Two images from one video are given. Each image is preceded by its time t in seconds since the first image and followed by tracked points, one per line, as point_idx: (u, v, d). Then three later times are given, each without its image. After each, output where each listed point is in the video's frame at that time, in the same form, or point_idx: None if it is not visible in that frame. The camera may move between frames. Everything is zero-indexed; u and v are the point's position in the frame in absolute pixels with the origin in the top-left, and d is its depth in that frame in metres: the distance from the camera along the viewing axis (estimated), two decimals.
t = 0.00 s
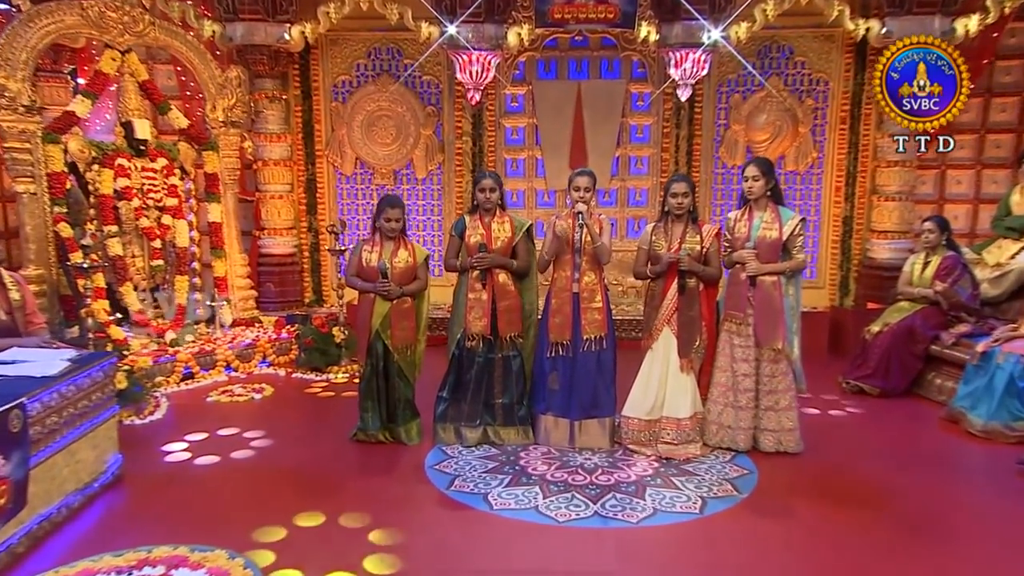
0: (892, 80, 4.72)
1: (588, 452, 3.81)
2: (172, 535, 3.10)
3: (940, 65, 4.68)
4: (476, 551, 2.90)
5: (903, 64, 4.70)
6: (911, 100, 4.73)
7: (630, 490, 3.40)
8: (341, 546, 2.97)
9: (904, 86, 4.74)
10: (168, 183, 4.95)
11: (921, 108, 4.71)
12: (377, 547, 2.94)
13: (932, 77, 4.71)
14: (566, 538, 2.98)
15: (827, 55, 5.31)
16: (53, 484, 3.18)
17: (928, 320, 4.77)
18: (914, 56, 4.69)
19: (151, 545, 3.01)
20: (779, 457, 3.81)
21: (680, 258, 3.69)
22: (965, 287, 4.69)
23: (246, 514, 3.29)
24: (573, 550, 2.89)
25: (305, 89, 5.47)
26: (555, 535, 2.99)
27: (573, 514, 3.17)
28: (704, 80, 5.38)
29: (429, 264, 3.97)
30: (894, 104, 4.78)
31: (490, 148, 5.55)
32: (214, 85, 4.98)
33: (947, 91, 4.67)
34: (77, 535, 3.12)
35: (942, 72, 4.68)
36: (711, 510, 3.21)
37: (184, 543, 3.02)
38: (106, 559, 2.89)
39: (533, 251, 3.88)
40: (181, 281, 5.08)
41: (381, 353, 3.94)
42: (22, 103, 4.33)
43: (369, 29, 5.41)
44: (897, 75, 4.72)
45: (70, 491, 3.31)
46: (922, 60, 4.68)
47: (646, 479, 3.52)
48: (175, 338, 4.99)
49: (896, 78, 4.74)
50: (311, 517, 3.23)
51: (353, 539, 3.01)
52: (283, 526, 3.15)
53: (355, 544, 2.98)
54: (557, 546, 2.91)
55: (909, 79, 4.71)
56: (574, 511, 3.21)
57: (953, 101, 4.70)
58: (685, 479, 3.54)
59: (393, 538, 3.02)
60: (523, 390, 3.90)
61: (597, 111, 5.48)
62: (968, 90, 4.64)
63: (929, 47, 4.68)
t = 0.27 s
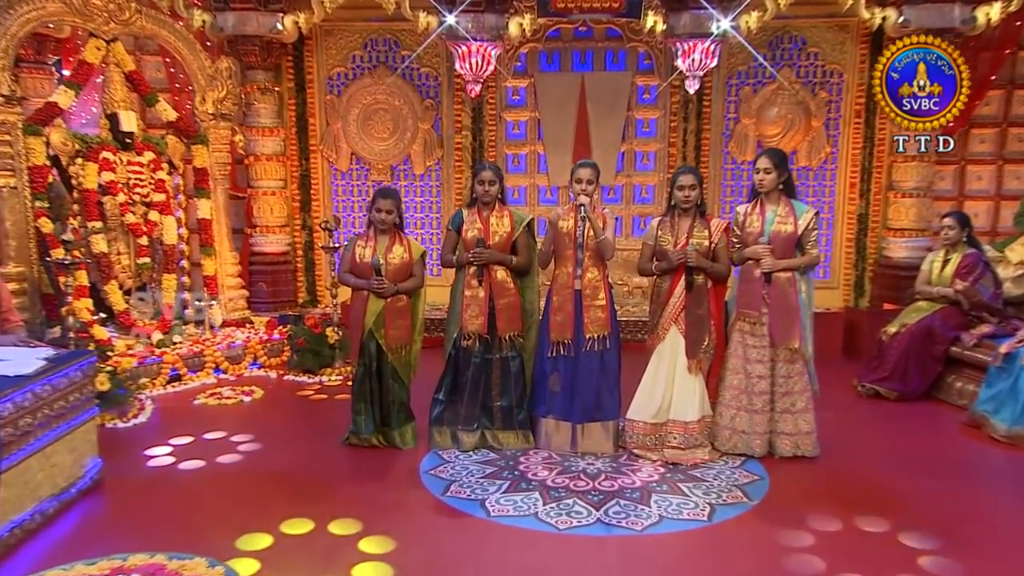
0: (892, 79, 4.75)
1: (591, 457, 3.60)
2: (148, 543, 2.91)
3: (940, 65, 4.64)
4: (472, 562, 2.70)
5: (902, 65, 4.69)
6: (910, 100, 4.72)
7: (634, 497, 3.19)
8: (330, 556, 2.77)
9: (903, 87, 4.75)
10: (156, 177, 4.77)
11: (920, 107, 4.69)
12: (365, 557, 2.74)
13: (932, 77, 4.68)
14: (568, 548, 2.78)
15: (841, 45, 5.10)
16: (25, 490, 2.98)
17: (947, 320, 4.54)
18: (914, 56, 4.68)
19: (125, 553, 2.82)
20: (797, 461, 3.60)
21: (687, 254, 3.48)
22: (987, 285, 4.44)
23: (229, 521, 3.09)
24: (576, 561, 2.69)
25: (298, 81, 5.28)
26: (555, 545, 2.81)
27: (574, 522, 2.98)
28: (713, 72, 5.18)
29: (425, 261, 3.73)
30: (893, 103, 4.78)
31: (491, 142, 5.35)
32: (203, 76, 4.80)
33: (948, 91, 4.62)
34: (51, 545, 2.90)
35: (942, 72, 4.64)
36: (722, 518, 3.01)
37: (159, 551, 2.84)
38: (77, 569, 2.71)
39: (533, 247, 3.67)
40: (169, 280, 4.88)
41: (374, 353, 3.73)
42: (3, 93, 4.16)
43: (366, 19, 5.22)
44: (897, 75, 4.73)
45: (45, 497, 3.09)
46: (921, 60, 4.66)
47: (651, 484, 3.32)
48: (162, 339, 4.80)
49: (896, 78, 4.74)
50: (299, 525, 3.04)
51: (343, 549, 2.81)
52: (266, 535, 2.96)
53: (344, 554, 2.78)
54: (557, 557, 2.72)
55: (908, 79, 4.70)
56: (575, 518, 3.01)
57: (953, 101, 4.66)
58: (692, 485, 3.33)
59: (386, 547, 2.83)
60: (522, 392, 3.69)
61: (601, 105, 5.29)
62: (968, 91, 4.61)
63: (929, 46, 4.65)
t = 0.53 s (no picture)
0: (892, 79, 4.39)
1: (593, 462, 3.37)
2: (120, 553, 2.69)
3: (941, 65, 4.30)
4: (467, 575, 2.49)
5: (903, 65, 4.33)
6: (911, 100, 4.37)
7: (638, 505, 2.99)
8: (313, 568, 2.56)
9: (904, 87, 4.41)
10: (139, 171, 4.53)
11: (920, 107, 4.35)
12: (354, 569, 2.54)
13: (932, 77, 4.36)
14: (567, 559, 2.59)
15: (858, 34, 4.87)
16: None
17: (970, 321, 4.29)
18: (914, 55, 4.32)
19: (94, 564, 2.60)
20: (818, 466, 3.38)
21: (694, 248, 3.24)
22: (1014, 283, 4.22)
23: (207, 528, 2.87)
24: (577, 574, 2.49)
25: (290, 72, 5.06)
26: (554, 556, 2.61)
27: (575, 530, 2.78)
28: (723, 61, 4.95)
29: (419, 255, 3.51)
30: (894, 103, 4.43)
31: (491, 135, 5.13)
32: (190, 65, 4.58)
33: (949, 91, 4.31)
34: (18, 556, 2.68)
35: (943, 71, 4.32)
36: (729, 527, 2.81)
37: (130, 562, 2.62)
38: None
39: (534, 241, 3.45)
40: (154, 278, 4.66)
41: (365, 354, 3.48)
42: None
43: (361, 7, 5.01)
44: (897, 74, 4.37)
45: (13, 504, 2.87)
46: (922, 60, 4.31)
47: (657, 491, 3.10)
48: (146, 340, 4.59)
49: (896, 78, 4.39)
50: (283, 533, 2.83)
51: (328, 560, 2.60)
52: (249, 543, 2.76)
53: (330, 566, 2.57)
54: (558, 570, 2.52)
55: (908, 79, 4.35)
56: (575, 526, 2.81)
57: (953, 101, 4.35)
58: (700, 492, 3.11)
59: (375, 557, 2.62)
60: (522, 394, 3.45)
61: (605, 96, 5.07)
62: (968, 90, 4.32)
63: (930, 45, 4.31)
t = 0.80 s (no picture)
0: (892, 79, 4.16)
1: (594, 469, 3.14)
2: (88, 563, 2.47)
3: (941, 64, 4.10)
4: None
5: (903, 64, 4.10)
6: (912, 100, 4.15)
7: (641, 514, 2.75)
8: None
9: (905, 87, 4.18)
10: (120, 166, 4.31)
11: (921, 108, 4.14)
12: None
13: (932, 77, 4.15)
14: (565, 571, 2.36)
15: (873, 24, 4.66)
16: None
17: (993, 322, 4.06)
18: (914, 55, 4.10)
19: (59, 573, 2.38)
20: (839, 474, 3.14)
21: (700, 245, 3.00)
22: None
23: (182, 538, 2.65)
24: None
25: (280, 63, 4.86)
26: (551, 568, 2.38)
27: (573, 541, 2.55)
28: (732, 52, 4.73)
29: (411, 252, 3.29)
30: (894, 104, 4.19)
31: (489, 129, 4.92)
32: (174, 56, 4.43)
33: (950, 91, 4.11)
34: None
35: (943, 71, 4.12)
36: (737, 538, 2.57)
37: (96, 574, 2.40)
38: None
39: (533, 240, 3.22)
40: (136, 278, 4.44)
41: (354, 356, 3.25)
42: None
43: None
44: (898, 74, 4.13)
45: None
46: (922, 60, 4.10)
47: (661, 500, 2.87)
48: (126, 343, 4.37)
49: (896, 78, 4.17)
50: (262, 543, 2.60)
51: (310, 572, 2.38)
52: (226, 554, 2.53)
53: None
54: None
55: (909, 79, 4.13)
56: (574, 536, 2.58)
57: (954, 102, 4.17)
58: (706, 500, 2.87)
59: (359, 569, 2.39)
60: (520, 398, 3.22)
61: (609, 89, 4.87)
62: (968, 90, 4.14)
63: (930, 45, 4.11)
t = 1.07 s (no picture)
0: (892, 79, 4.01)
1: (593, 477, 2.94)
2: None
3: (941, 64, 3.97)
4: None
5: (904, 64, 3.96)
6: (912, 100, 4.01)
7: (643, 524, 2.56)
8: None
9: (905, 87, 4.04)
10: (103, 162, 4.13)
11: (921, 108, 4.00)
12: None
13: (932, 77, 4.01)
14: None
15: (888, 15, 4.49)
16: None
17: (1015, 326, 3.85)
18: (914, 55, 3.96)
19: None
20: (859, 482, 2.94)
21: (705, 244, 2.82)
22: None
23: (156, 549, 2.46)
24: None
25: (271, 57, 4.68)
26: None
27: (571, 552, 2.36)
28: (741, 45, 4.56)
29: (404, 249, 3.10)
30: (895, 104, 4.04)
31: (488, 125, 4.74)
32: (159, 49, 4.27)
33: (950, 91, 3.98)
34: None
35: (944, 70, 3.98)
36: (743, 551, 2.38)
37: None
38: None
39: (531, 238, 3.03)
40: (119, 279, 4.26)
41: (344, 359, 3.04)
42: None
43: None
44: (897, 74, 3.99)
45: None
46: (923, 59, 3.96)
47: (665, 509, 2.67)
48: (109, 347, 4.18)
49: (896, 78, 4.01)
50: (244, 555, 2.41)
51: None
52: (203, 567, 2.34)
53: None
54: None
55: (909, 79, 3.99)
56: (573, 547, 2.40)
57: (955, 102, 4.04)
58: (711, 510, 2.67)
59: None
60: (517, 402, 3.03)
61: (612, 83, 4.69)
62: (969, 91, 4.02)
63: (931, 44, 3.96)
